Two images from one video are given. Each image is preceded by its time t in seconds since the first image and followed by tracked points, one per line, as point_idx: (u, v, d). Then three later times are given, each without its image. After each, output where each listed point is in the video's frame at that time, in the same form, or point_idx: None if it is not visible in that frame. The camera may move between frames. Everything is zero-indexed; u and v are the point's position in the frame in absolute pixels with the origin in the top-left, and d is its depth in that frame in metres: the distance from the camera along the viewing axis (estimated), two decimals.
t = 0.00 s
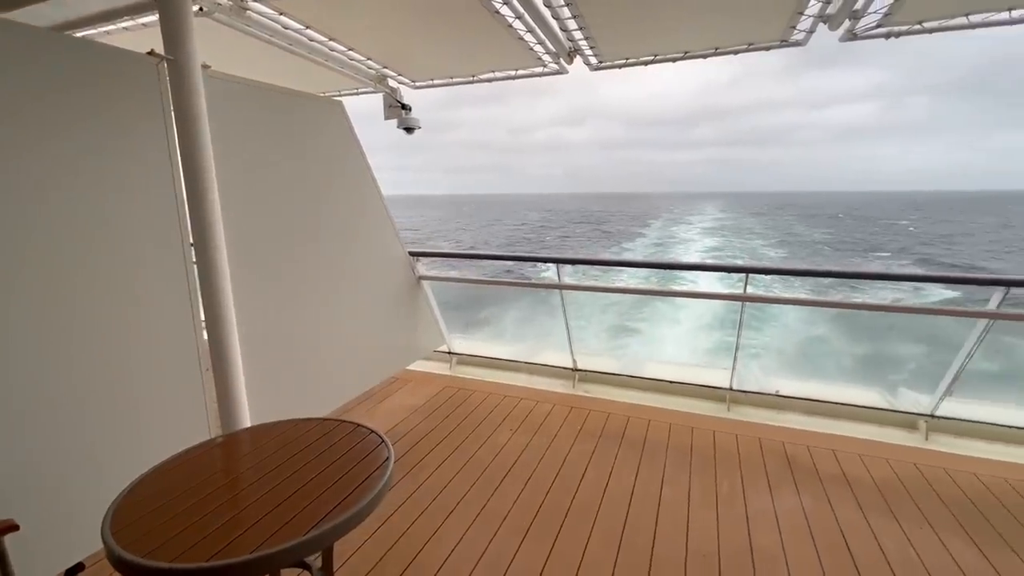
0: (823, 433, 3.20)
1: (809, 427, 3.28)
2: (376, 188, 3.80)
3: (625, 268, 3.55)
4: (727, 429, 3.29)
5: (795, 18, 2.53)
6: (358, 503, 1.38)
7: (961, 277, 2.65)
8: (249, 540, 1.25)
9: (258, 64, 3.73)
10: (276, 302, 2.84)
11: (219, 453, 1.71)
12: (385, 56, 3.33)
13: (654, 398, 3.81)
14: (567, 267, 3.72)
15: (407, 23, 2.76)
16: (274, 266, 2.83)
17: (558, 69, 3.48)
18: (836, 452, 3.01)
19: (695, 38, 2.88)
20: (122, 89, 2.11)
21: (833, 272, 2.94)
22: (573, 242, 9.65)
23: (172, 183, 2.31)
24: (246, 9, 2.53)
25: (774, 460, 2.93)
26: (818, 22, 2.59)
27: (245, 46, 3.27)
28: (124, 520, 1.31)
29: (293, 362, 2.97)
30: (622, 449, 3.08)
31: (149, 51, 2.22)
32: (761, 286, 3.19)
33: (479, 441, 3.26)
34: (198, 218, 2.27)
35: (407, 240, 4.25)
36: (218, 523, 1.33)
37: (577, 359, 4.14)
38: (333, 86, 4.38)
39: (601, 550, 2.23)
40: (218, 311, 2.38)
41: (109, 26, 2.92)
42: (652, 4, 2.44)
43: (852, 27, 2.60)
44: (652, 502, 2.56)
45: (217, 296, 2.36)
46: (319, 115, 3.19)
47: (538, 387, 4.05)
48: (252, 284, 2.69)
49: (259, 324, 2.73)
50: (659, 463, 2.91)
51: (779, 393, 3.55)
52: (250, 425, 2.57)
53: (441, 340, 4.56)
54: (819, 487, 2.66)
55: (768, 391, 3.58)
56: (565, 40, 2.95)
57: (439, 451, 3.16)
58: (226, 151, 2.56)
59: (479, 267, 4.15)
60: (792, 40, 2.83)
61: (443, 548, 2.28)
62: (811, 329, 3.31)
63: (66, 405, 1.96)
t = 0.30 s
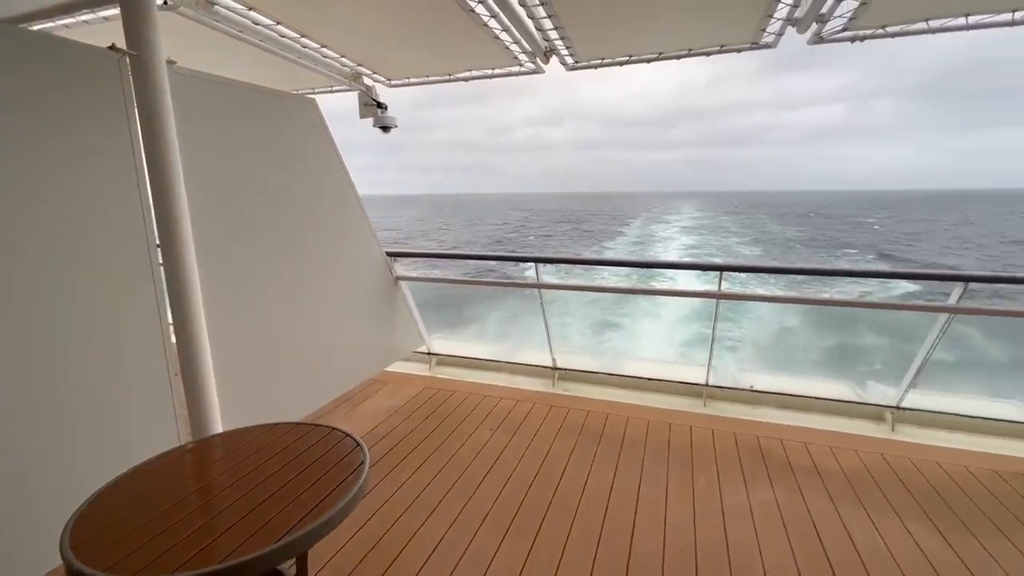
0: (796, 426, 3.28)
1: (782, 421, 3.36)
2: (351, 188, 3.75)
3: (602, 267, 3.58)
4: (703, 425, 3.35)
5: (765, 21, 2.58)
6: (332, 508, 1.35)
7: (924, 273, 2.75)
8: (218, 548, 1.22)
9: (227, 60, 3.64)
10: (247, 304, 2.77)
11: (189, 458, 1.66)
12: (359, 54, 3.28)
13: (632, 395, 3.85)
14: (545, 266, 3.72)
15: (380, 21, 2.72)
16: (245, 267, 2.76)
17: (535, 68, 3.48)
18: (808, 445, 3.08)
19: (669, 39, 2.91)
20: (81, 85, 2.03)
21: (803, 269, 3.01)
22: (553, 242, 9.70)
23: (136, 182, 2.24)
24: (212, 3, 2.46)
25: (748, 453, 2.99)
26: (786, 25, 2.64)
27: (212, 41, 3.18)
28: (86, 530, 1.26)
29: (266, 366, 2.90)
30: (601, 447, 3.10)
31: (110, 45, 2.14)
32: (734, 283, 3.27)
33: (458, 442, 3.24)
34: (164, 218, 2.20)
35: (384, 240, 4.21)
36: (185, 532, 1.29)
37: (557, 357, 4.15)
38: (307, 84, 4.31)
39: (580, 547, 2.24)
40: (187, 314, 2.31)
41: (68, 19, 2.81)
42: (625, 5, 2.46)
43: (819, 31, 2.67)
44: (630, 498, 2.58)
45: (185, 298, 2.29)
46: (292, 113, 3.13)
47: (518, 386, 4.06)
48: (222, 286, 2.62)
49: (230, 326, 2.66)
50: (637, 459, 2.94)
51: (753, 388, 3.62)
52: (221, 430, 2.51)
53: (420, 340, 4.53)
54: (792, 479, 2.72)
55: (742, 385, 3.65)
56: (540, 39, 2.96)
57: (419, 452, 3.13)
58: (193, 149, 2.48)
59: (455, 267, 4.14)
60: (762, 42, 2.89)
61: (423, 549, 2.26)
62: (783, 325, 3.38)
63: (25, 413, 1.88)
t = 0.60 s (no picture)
0: (770, 419, 3.36)
1: (757, 415, 3.43)
2: (327, 188, 3.70)
3: (580, 266, 3.61)
4: (681, 420, 3.41)
5: (736, 24, 2.64)
6: (308, 513, 1.33)
7: (889, 269, 2.84)
8: (193, 557, 1.19)
9: (196, 56, 3.53)
10: (220, 306, 2.70)
11: (160, 466, 1.61)
12: (334, 52, 3.24)
13: (612, 392, 3.88)
14: (524, 265, 3.73)
15: (355, 19, 2.69)
16: (217, 269, 2.69)
17: (511, 68, 3.48)
18: (781, 438, 3.17)
19: (644, 40, 2.94)
20: (39, 81, 1.94)
21: (775, 266, 3.08)
22: (533, 242, 9.74)
23: (99, 181, 2.16)
24: None
25: (725, 447, 3.06)
26: (757, 28, 2.70)
27: (180, 37, 3.09)
28: (50, 543, 1.21)
29: (241, 370, 2.83)
30: (581, 444, 3.12)
31: (70, 40, 2.05)
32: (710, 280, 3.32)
33: (439, 443, 3.22)
34: (131, 219, 2.13)
35: (360, 240, 4.15)
36: (158, 541, 1.25)
37: (536, 356, 4.16)
38: (280, 82, 4.22)
39: (561, 544, 2.26)
40: (157, 317, 2.24)
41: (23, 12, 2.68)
42: (601, 6, 2.48)
43: (787, 34, 2.73)
44: (610, 495, 2.61)
45: (152, 301, 2.22)
46: (264, 111, 3.06)
47: (498, 386, 4.05)
48: (193, 288, 2.54)
49: (202, 329, 2.59)
50: (617, 456, 2.98)
51: (729, 383, 3.70)
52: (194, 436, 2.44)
53: (399, 341, 4.48)
54: (766, 472, 2.79)
55: (719, 381, 3.72)
56: (517, 39, 2.96)
57: (399, 454, 3.10)
58: (160, 148, 2.40)
59: (433, 268, 4.10)
60: (734, 44, 2.95)
61: (404, 551, 2.24)
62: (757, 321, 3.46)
63: None
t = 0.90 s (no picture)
0: (745, 414, 3.44)
1: (733, 409, 3.51)
2: (301, 189, 3.63)
3: (559, 265, 3.62)
4: (660, 417, 3.46)
5: (708, 26, 2.69)
6: (286, 520, 1.30)
7: (856, 265, 2.93)
8: (164, 569, 1.15)
9: (162, 53, 3.42)
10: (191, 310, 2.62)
11: (129, 477, 1.55)
12: (306, 51, 3.18)
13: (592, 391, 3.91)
14: (503, 265, 3.72)
15: (328, 17, 2.65)
16: (187, 272, 2.60)
17: (488, 68, 3.48)
18: (756, 432, 3.24)
19: (619, 42, 2.98)
20: None
21: (749, 264, 3.15)
22: (512, 242, 9.76)
23: (59, 182, 2.07)
24: None
25: (702, 442, 3.11)
26: (728, 31, 2.76)
27: (145, 32, 2.99)
28: (12, 557, 1.16)
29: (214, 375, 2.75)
30: (561, 443, 3.14)
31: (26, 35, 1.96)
32: (686, 277, 3.37)
33: (420, 445, 3.19)
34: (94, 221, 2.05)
35: (336, 241, 4.08)
36: (128, 553, 1.21)
37: (516, 356, 4.16)
38: (251, 80, 4.12)
39: (543, 543, 2.26)
40: (123, 322, 2.16)
41: None
42: (577, 7, 2.50)
43: (757, 37, 2.80)
44: (591, 492, 2.63)
45: (119, 305, 2.14)
46: (235, 110, 2.99)
47: (479, 387, 4.04)
48: (161, 292, 2.46)
49: (171, 333, 2.50)
50: (597, 454, 3.00)
51: (706, 378, 3.76)
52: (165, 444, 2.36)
53: (378, 344, 4.43)
54: (742, 465, 2.85)
55: (696, 377, 3.78)
56: (493, 39, 2.96)
57: (379, 458, 3.06)
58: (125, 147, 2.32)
59: (409, 268, 4.02)
60: (706, 46, 3.01)
61: (386, 554, 2.21)
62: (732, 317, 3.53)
63: None
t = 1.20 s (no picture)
0: (721, 409, 3.51)
1: (709, 405, 3.57)
2: (273, 190, 3.55)
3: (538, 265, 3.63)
4: (638, 414, 3.50)
5: (680, 28, 2.74)
6: (261, 528, 1.27)
7: (826, 263, 3.02)
8: None
9: (125, 50, 3.30)
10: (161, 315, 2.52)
11: (94, 490, 1.49)
12: (277, 49, 3.11)
13: (571, 390, 3.94)
14: (481, 265, 3.70)
15: (300, 14, 2.59)
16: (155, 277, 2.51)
17: (464, 68, 3.46)
18: (731, 426, 3.31)
19: (593, 43, 3.01)
20: None
21: (723, 262, 3.22)
22: (490, 244, 9.71)
23: (15, 183, 1.96)
24: None
25: (679, 438, 3.17)
26: (699, 34, 2.81)
27: (106, 27, 2.88)
28: None
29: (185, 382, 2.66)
30: (541, 442, 3.15)
31: None
32: (662, 276, 3.41)
33: (400, 448, 3.15)
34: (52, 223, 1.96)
35: (311, 243, 4.00)
36: (93, 569, 1.16)
37: (496, 357, 4.16)
38: (220, 79, 4.01)
39: (524, 542, 2.26)
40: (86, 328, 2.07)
41: None
42: (552, 8, 2.52)
43: (728, 40, 2.86)
44: (572, 490, 2.64)
45: (81, 311, 2.05)
46: (204, 109, 2.90)
47: (458, 388, 4.02)
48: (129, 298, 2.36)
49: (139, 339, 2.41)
50: (577, 452, 3.01)
51: (682, 375, 3.82)
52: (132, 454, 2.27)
53: (355, 347, 4.37)
54: (718, 459, 2.91)
55: (672, 373, 3.84)
56: (469, 39, 2.96)
57: (357, 462, 3.01)
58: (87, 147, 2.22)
59: (385, 270, 3.96)
60: (678, 49, 3.06)
61: (366, 559, 2.18)
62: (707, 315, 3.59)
63: None
